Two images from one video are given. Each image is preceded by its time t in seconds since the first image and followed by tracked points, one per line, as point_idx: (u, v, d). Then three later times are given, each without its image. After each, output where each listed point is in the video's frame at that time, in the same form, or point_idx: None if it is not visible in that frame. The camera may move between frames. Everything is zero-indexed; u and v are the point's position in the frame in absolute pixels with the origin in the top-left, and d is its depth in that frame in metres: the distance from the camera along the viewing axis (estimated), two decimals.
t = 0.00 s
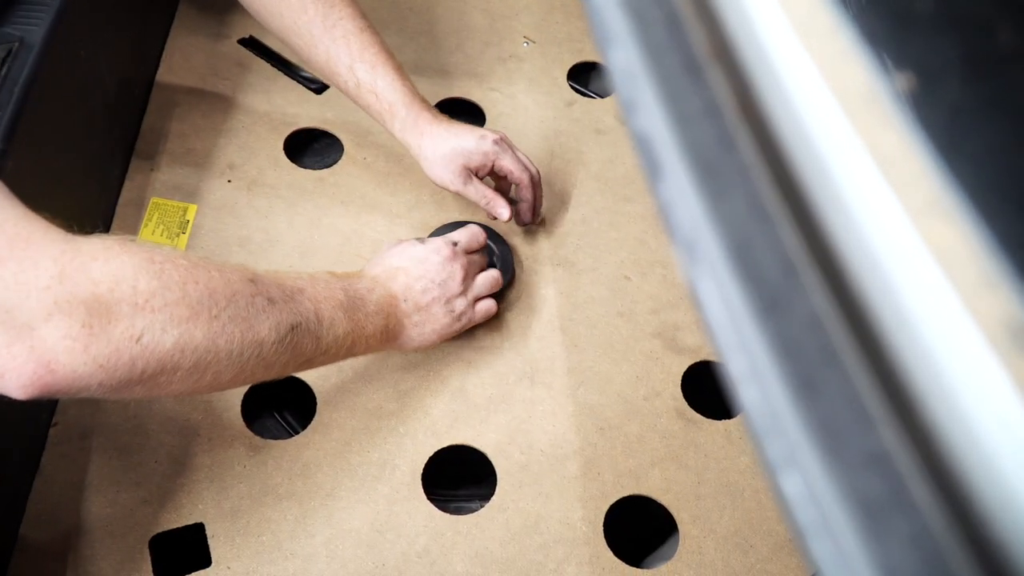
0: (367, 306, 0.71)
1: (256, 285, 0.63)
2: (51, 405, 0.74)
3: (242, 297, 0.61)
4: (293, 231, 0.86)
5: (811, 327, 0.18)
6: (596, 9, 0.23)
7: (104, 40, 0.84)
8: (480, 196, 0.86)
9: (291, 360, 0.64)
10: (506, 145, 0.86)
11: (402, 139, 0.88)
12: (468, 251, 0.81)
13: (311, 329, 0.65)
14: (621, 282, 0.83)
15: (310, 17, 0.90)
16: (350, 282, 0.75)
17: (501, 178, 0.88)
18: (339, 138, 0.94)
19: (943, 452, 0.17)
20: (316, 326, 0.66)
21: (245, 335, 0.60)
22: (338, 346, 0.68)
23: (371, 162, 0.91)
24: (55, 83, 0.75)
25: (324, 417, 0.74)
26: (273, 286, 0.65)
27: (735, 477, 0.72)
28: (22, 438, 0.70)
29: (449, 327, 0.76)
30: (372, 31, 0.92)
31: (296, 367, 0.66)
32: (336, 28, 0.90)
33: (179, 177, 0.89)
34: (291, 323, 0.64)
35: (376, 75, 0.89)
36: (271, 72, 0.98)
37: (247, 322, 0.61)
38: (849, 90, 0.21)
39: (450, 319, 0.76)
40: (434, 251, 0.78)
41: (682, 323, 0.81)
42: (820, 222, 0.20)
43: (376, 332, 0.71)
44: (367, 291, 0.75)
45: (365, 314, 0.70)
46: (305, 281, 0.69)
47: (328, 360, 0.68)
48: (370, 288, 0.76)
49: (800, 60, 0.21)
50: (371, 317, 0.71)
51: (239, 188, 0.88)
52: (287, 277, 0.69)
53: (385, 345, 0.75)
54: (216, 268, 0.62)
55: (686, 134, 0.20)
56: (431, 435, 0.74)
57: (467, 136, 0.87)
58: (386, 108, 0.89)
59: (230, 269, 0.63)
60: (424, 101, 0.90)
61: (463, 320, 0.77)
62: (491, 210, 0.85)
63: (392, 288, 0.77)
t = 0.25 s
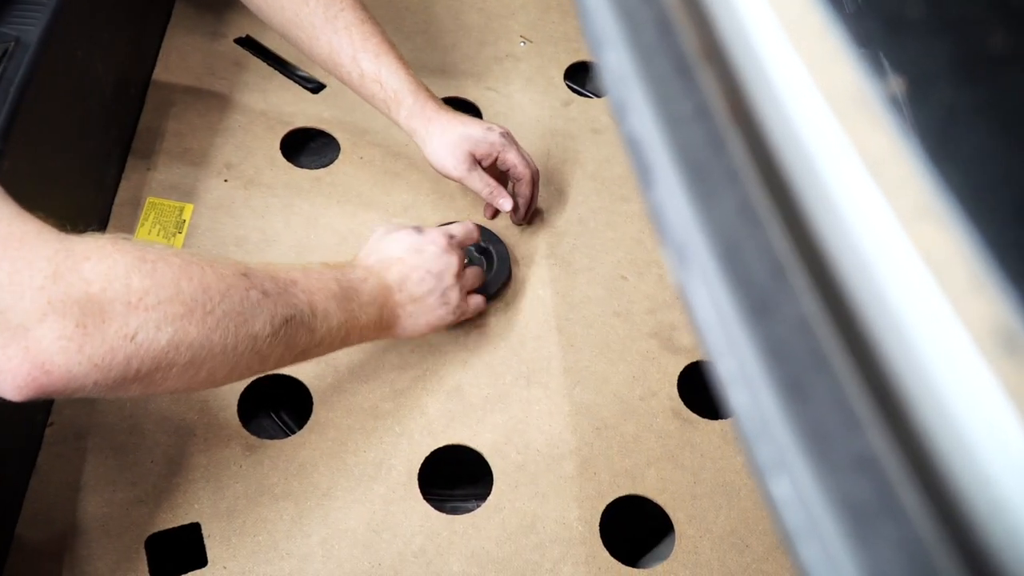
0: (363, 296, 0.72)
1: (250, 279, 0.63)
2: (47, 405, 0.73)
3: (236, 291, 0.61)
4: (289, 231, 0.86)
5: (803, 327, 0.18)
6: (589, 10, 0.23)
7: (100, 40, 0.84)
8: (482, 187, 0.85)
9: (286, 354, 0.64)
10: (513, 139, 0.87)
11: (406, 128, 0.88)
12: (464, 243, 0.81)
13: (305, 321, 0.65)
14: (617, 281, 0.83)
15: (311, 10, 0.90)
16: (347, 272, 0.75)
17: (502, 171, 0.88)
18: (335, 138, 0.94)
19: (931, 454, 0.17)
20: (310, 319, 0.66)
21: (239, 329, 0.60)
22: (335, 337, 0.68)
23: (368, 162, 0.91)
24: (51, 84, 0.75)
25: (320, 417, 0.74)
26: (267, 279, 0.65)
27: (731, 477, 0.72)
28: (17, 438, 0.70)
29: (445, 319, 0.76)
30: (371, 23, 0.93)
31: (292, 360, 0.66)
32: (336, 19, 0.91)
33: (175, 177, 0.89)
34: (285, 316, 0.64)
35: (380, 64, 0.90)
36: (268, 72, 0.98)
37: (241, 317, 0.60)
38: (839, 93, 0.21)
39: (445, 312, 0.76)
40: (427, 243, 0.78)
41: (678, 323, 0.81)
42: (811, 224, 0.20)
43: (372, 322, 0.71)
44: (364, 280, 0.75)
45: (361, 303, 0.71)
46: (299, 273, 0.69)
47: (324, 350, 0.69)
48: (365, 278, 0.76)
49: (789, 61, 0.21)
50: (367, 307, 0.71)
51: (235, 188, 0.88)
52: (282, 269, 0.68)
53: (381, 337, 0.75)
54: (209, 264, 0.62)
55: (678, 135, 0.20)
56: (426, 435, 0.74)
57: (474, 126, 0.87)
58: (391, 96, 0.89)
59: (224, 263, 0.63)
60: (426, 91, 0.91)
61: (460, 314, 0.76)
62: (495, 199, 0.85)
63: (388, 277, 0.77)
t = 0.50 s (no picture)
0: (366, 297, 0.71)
1: (248, 280, 0.63)
2: (47, 404, 0.74)
3: (232, 292, 0.61)
4: (289, 230, 0.86)
5: (798, 332, 0.18)
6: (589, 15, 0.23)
7: (99, 40, 0.84)
8: (464, 169, 0.88)
9: (286, 355, 0.64)
10: (503, 130, 0.86)
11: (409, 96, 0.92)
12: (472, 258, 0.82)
13: (306, 321, 0.65)
14: (617, 281, 0.83)
15: None
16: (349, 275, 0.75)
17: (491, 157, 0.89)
18: (335, 138, 0.94)
19: (928, 457, 0.17)
20: (312, 319, 0.66)
21: (237, 329, 0.60)
22: (337, 339, 0.68)
23: (368, 161, 0.91)
24: (50, 83, 0.75)
25: (320, 417, 0.74)
26: (266, 280, 0.65)
27: (730, 477, 0.73)
28: (17, 438, 0.70)
29: (448, 332, 0.76)
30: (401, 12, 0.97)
31: (293, 362, 0.65)
32: None
33: (175, 177, 0.89)
34: (284, 317, 0.64)
35: (389, 36, 0.94)
36: (267, 71, 0.98)
37: (239, 317, 0.60)
38: (837, 93, 0.21)
39: (449, 324, 0.76)
40: (436, 253, 0.80)
41: (678, 323, 0.81)
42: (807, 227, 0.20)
43: (376, 322, 0.71)
44: (366, 284, 0.76)
45: (363, 304, 0.71)
46: (300, 275, 0.69)
47: (327, 353, 0.68)
48: (369, 281, 0.77)
49: (786, 61, 0.21)
50: (369, 309, 0.71)
51: (234, 188, 0.88)
52: (283, 272, 0.69)
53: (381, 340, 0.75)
54: (206, 263, 0.62)
55: (674, 138, 0.20)
56: (426, 434, 0.74)
57: (467, 109, 0.88)
58: (391, 62, 0.93)
59: (222, 264, 0.63)
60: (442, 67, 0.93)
61: (461, 330, 0.77)
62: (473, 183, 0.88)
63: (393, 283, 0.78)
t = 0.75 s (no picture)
0: (371, 290, 0.71)
1: (251, 277, 0.62)
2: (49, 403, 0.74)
3: (234, 291, 0.60)
4: (291, 229, 0.86)
5: (801, 327, 0.18)
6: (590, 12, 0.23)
7: (101, 40, 0.84)
8: (366, 59, 0.92)
9: (287, 351, 0.63)
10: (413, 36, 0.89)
11: None
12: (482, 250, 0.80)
13: (308, 317, 0.64)
14: (619, 280, 0.83)
15: None
16: (358, 261, 0.73)
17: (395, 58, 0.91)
18: (337, 137, 0.94)
19: (932, 454, 0.17)
20: (315, 316, 0.65)
21: (237, 329, 0.59)
22: (339, 332, 0.68)
23: (370, 160, 0.91)
24: (52, 83, 0.75)
25: (323, 415, 0.74)
26: (269, 274, 0.64)
27: (732, 475, 0.73)
28: (19, 437, 0.70)
29: (450, 324, 0.75)
30: None
31: (294, 356, 0.65)
32: None
33: (177, 176, 0.89)
34: (287, 312, 0.63)
35: None
36: (269, 70, 0.98)
37: (239, 318, 0.59)
38: (837, 93, 0.21)
39: (450, 317, 0.75)
40: (461, 245, 0.78)
41: (680, 321, 0.81)
42: (809, 224, 0.20)
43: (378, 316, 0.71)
44: (375, 271, 0.73)
45: (366, 298, 0.70)
46: (304, 266, 0.68)
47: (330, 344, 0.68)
48: (378, 268, 0.74)
49: (788, 60, 0.21)
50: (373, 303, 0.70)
51: (237, 187, 0.88)
52: (288, 263, 0.67)
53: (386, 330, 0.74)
54: (204, 262, 0.61)
55: (677, 134, 0.20)
56: (428, 433, 0.74)
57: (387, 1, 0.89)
58: None
59: (224, 261, 0.62)
60: None
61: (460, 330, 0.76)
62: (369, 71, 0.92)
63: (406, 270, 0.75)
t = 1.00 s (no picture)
0: (376, 292, 0.72)
1: (252, 275, 0.63)
2: (52, 401, 0.74)
3: (235, 287, 0.61)
4: (293, 227, 0.86)
5: (806, 319, 0.18)
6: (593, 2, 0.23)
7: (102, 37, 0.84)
8: None
9: (292, 349, 0.64)
10: None
11: None
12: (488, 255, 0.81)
13: (312, 317, 0.65)
14: (622, 278, 0.83)
15: None
16: (361, 265, 0.74)
17: None
18: (340, 135, 0.94)
19: (938, 447, 0.17)
20: (318, 314, 0.66)
21: (240, 326, 0.59)
22: (343, 333, 0.68)
23: (373, 158, 0.91)
24: (53, 81, 0.75)
25: (325, 413, 0.74)
26: (272, 274, 0.65)
27: (735, 473, 0.72)
28: (22, 434, 0.70)
29: (455, 329, 0.76)
30: None
31: (298, 355, 0.65)
32: None
33: (180, 174, 0.89)
34: (290, 312, 0.63)
35: None
36: (272, 69, 0.97)
37: (241, 313, 0.60)
38: (844, 81, 0.21)
39: (454, 320, 0.76)
40: (455, 249, 0.78)
41: (683, 319, 0.81)
42: (814, 216, 0.20)
43: (382, 318, 0.71)
44: (378, 273, 0.74)
45: (371, 300, 0.70)
46: (306, 267, 0.69)
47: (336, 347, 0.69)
48: (380, 272, 0.75)
49: (793, 48, 0.21)
50: (377, 305, 0.71)
51: (240, 185, 0.88)
52: (290, 265, 0.68)
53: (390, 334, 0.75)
54: (207, 258, 0.61)
55: (682, 126, 0.20)
56: (430, 431, 0.74)
57: None
58: None
59: (226, 258, 0.62)
60: None
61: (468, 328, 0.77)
62: None
63: (407, 274, 0.76)
